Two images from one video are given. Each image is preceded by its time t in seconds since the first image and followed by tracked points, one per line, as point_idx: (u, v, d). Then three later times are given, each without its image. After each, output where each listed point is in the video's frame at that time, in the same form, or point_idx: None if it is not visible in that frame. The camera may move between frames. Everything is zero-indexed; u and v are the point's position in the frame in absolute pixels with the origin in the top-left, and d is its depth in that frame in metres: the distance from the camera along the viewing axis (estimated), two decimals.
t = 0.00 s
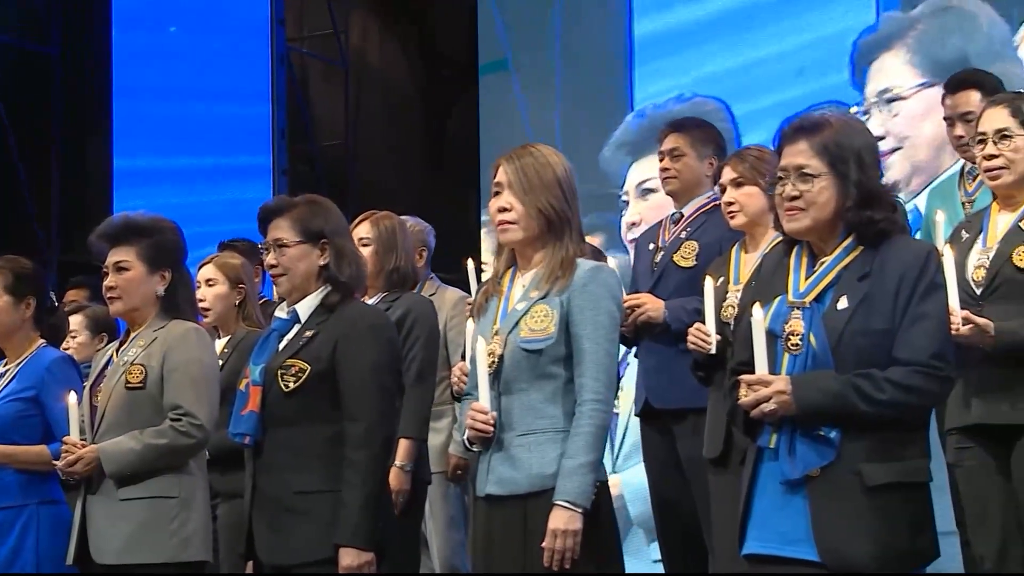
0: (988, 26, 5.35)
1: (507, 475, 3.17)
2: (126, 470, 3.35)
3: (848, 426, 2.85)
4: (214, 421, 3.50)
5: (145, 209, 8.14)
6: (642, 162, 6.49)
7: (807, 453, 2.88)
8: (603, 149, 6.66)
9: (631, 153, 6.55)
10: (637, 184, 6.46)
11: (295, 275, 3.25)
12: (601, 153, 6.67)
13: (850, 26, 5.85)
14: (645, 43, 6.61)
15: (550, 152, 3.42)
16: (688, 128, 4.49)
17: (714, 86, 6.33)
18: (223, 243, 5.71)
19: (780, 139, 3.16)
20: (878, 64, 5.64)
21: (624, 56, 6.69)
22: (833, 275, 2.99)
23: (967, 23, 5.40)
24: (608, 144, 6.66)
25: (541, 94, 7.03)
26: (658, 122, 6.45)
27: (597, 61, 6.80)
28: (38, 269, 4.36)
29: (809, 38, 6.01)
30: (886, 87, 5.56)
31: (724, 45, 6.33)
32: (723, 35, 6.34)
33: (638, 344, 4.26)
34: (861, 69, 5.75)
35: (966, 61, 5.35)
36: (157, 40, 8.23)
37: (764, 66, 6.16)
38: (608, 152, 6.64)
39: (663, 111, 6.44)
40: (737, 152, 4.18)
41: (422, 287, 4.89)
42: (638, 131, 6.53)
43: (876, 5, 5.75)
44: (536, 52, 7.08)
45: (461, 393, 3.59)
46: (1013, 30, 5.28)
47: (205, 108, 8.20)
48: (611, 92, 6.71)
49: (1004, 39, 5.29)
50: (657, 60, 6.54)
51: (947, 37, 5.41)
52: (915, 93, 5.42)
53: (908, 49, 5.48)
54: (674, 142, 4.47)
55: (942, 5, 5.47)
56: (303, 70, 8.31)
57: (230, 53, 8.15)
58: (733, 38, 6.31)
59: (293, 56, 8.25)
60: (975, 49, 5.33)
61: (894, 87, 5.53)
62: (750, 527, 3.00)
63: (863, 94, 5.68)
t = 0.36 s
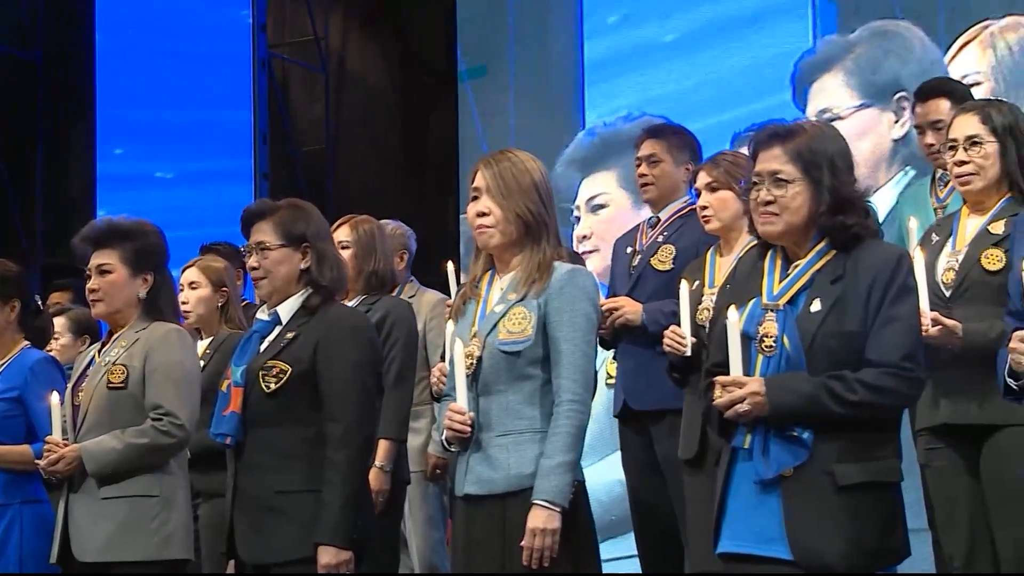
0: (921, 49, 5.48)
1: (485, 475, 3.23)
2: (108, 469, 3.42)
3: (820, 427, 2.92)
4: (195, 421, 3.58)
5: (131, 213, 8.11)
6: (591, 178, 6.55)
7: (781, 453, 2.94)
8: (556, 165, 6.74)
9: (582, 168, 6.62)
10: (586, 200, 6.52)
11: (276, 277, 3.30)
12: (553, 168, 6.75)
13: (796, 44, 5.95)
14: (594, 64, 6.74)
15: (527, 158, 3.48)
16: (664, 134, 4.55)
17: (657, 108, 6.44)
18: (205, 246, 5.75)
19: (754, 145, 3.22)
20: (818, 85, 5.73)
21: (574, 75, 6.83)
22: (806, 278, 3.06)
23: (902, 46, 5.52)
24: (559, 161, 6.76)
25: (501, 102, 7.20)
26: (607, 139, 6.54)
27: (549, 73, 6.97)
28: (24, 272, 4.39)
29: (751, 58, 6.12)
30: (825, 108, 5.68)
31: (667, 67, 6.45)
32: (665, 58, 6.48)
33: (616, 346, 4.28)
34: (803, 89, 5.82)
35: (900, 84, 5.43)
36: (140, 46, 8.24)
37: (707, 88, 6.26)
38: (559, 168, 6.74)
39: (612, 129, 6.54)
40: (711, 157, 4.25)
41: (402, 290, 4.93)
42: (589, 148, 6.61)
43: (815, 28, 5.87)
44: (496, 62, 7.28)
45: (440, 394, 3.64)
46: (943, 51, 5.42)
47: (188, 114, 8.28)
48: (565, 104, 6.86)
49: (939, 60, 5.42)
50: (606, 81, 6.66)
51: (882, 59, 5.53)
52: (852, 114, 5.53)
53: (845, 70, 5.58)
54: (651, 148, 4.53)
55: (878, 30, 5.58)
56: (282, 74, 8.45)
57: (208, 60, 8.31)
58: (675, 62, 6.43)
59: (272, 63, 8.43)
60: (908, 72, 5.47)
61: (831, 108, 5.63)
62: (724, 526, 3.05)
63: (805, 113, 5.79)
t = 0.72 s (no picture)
0: (868, 70, 5.69)
1: (467, 475, 3.28)
2: (95, 468, 3.46)
3: (798, 428, 2.95)
4: (181, 422, 3.63)
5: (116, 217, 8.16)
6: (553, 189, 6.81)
7: (759, 454, 2.96)
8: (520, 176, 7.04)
9: (544, 181, 6.91)
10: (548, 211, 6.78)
11: (260, 279, 3.36)
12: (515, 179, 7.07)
13: (745, 62, 6.27)
14: (558, 82, 7.12)
15: (509, 162, 3.54)
16: (646, 139, 4.62)
17: (617, 125, 6.78)
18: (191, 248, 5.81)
19: (734, 149, 3.26)
20: (768, 101, 5.99)
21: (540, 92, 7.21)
22: (784, 281, 3.09)
23: (850, 66, 5.74)
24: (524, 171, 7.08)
25: (478, 111, 7.48)
26: (568, 153, 6.86)
27: (514, 85, 7.33)
28: (12, 273, 4.45)
29: (704, 76, 6.45)
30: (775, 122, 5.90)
31: (625, 86, 6.81)
32: (623, 77, 6.83)
33: (597, 348, 4.39)
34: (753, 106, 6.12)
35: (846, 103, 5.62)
36: (126, 48, 8.24)
37: (663, 106, 6.62)
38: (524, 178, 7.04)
39: (573, 143, 6.88)
40: (691, 162, 4.32)
41: (384, 292, 5.00)
42: (551, 160, 6.92)
43: (763, 49, 6.19)
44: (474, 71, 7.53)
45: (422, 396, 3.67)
46: (886, 71, 5.65)
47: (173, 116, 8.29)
48: (532, 116, 7.21)
49: (882, 84, 5.63)
50: (570, 98, 7.03)
51: (832, 78, 5.73)
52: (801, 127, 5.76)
53: (795, 88, 5.80)
54: (632, 152, 4.59)
55: (827, 49, 5.86)
56: (267, 80, 8.46)
57: (191, 62, 8.31)
58: (633, 80, 6.79)
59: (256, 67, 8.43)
60: (856, 92, 5.64)
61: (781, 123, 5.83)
62: (703, 526, 3.07)
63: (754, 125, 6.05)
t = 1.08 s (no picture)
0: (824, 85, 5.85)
1: (450, 474, 3.33)
2: (83, 468, 3.52)
3: (777, 428, 2.95)
4: (168, 422, 3.69)
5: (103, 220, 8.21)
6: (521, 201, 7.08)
7: (738, 454, 2.96)
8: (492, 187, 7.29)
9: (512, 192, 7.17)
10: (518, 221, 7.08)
11: (245, 280, 3.42)
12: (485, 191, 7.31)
13: (704, 77, 6.48)
14: (523, 97, 7.27)
15: (491, 167, 3.60)
16: (627, 144, 4.69)
17: (583, 138, 7.02)
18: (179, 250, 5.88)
19: (715, 154, 3.28)
20: (728, 112, 6.22)
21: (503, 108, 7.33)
22: (764, 284, 3.10)
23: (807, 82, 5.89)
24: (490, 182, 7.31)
25: (447, 119, 7.51)
26: (533, 166, 7.11)
27: (481, 99, 7.42)
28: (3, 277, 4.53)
29: (664, 91, 6.65)
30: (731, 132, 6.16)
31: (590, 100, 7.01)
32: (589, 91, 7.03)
33: (578, 348, 4.47)
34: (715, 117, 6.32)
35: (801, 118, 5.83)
36: (114, 51, 8.24)
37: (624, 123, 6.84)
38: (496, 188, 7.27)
39: (538, 157, 7.10)
40: (673, 166, 4.37)
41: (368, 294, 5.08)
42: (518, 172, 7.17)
43: (721, 66, 6.38)
44: (448, 81, 7.54)
45: (407, 397, 3.71)
46: (838, 88, 5.82)
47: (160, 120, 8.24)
48: (500, 129, 7.32)
49: (836, 100, 5.79)
50: (536, 113, 7.21)
51: (789, 94, 5.93)
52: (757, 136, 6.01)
53: (755, 101, 6.03)
54: (613, 158, 4.67)
55: (787, 66, 6.01)
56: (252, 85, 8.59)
57: (174, 69, 8.20)
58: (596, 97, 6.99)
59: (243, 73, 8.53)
60: (811, 110, 5.83)
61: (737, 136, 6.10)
62: (683, 525, 3.06)
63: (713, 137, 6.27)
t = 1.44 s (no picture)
0: (781, 108, 5.79)
1: (436, 475, 3.38)
2: (72, 470, 3.56)
3: (758, 430, 2.98)
4: (156, 424, 3.73)
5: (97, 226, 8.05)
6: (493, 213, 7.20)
7: (720, 456, 2.99)
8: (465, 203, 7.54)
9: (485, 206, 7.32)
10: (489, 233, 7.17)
11: (232, 283, 3.47)
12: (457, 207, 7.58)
13: (666, 98, 6.57)
14: (496, 113, 7.55)
15: (475, 173, 3.66)
16: (608, 151, 4.76)
17: (550, 153, 7.20)
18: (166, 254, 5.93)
19: (697, 161, 3.30)
20: (691, 130, 6.15)
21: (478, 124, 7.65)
22: (745, 288, 3.13)
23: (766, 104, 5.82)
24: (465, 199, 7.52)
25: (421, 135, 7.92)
26: (505, 181, 7.27)
27: (455, 117, 7.77)
28: None
29: (625, 110, 6.82)
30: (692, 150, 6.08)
31: (557, 116, 7.21)
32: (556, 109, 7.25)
33: (560, 351, 4.50)
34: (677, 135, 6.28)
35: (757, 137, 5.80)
36: (103, 56, 8.21)
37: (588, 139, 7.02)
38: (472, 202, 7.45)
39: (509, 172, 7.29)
40: (655, 172, 4.43)
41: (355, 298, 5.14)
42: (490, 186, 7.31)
43: (683, 82, 6.46)
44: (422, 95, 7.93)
45: (392, 400, 3.74)
46: (794, 108, 5.75)
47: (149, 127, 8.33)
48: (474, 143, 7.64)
49: (791, 121, 5.72)
50: (508, 128, 7.48)
51: (746, 115, 5.89)
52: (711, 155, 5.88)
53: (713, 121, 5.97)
54: (595, 164, 4.74)
55: (746, 86, 5.96)
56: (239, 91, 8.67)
57: (164, 75, 8.36)
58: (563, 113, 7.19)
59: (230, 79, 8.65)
60: (768, 129, 5.78)
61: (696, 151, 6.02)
62: (665, 524, 3.09)
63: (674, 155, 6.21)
